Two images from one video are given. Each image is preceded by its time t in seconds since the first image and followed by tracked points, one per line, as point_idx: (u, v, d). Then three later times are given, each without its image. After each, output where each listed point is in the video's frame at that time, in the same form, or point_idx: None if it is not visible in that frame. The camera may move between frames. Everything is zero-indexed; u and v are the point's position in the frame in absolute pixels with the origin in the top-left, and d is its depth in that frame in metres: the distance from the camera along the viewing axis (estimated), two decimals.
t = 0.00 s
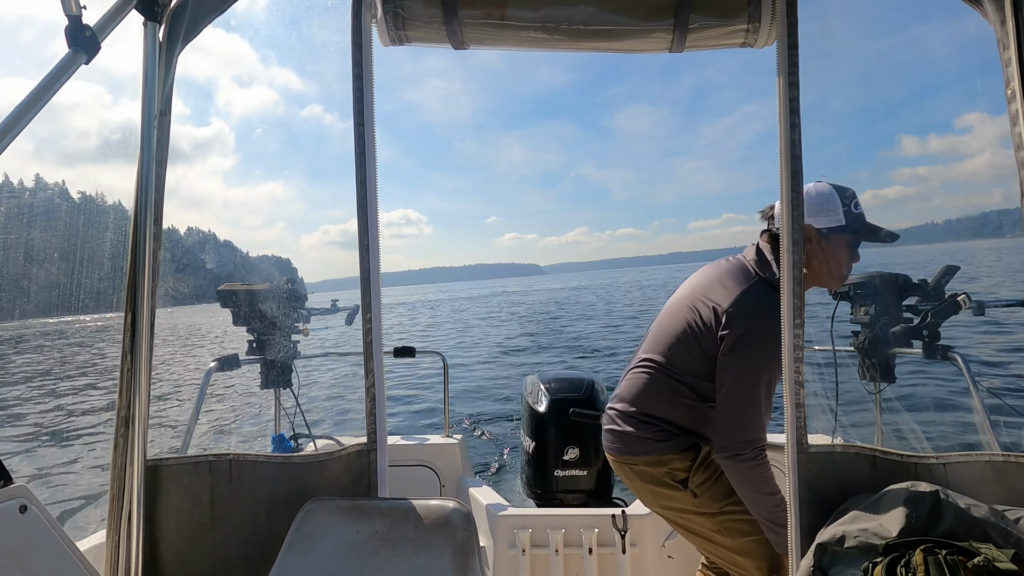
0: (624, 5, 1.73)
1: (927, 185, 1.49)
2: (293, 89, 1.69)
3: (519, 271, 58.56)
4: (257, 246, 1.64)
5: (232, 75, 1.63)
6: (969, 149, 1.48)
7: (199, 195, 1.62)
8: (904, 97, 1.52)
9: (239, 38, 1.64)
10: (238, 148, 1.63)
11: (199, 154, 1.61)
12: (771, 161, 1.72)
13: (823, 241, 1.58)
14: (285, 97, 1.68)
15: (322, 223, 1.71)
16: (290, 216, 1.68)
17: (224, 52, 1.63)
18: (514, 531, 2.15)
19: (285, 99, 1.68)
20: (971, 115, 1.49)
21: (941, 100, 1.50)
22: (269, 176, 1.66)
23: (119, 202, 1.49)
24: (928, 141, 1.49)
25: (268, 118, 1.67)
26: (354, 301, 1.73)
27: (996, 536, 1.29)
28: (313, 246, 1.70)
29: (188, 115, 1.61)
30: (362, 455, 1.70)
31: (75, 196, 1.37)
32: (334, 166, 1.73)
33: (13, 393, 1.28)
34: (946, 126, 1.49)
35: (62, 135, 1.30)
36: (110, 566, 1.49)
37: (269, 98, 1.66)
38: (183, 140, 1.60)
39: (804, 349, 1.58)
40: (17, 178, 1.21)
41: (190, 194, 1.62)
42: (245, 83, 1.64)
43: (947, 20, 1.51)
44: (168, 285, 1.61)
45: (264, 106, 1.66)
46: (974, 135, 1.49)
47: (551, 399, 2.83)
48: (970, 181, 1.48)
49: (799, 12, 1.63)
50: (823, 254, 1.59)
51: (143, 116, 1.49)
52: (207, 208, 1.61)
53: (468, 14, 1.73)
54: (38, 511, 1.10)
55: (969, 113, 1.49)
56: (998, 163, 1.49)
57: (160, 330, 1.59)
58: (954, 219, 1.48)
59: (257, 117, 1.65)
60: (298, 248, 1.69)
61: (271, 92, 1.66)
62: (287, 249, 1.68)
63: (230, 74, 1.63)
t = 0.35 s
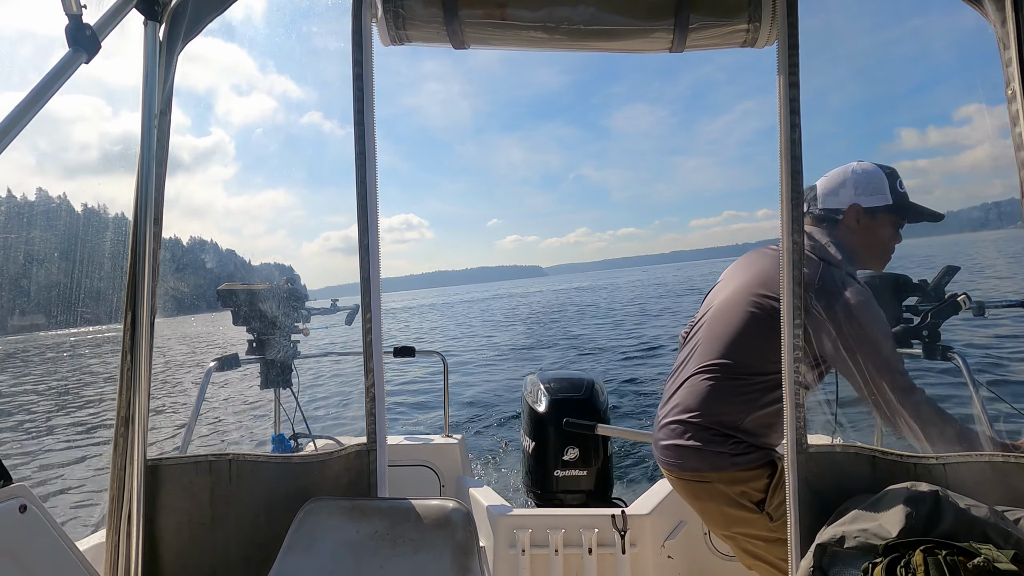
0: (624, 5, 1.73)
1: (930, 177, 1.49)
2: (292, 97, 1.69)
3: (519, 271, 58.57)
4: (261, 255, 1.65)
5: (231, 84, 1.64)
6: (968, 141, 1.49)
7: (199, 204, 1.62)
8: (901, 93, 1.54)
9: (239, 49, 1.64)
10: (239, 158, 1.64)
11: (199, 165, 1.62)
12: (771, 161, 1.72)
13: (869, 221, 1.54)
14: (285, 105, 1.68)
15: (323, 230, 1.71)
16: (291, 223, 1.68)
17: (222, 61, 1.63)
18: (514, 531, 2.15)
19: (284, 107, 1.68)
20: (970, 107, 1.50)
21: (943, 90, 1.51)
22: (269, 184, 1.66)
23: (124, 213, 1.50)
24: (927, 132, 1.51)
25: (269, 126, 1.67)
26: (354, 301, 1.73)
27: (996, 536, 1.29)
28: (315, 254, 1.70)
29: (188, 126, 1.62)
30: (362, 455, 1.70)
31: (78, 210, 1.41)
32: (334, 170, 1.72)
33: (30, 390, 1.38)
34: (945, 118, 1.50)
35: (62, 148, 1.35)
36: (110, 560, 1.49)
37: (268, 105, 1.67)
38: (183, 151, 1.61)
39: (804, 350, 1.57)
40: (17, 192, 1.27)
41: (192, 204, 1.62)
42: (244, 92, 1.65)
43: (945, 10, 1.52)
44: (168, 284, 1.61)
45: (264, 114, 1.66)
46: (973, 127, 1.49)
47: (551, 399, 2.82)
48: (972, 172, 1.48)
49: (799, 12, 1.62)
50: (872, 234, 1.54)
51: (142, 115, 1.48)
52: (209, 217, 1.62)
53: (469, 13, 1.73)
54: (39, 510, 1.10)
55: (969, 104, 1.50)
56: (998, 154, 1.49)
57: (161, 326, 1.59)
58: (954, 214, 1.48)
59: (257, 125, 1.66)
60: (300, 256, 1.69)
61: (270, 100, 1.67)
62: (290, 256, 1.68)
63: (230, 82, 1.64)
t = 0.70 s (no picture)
0: (625, 5, 1.73)
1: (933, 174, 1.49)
2: (293, 97, 1.69)
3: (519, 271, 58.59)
4: (263, 256, 1.65)
5: (233, 85, 1.64)
6: (969, 138, 1.49)
7: (201, 206, 1.62)
8: (902, 92, 1.54)
9: (240, 51, 1.64)
10: (240, 159, 1.64)
11: (200, 167, 1.62)
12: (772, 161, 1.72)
13: (944, 226, 1.49)
14: (286, 106, 1.69)
15: (324, 230, 1.71)
16: (291, 224, 1.68)
17: (223, 64, 1.63)
18: (514, 531, 2.15)
19: (285, 108, 1.69)
20: (970, 105, 1.49)
21: (942, 88, 1.51)
22: (270, 185, 1.67)
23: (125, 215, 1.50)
24: (928, 129, 1.51)
25: (270, 127, 1.67)
26: (354, 301, 1.73)
27: (996, 536, 1.29)
28: (317, 253, 1.70)
29: (188, 126, 1.61)
30: (362, 455, 1.70)
31: (81, 211, 1.41)
32: (333, 168, 1.73)
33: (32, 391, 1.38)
34: (946, 115, 1.51)
35: (64, 150, 1.34)
36: (110, 556, 1.49)
37: (270, 107, 1.67)
38: (184, 152, 1.61)
39: (803, 350, 1.60)
40: (21, 194, 1.29)
41: (193, 206, 1.62)
42: (245, 93, 1.65)
43: (945, 8, 1.52)
44: (167, 284, 1.60)
45: (266, 115, 1.67)
46: (975, 124, 1.49)
47: (551, 399, 2.83)
48: (972, 171, 1.47)
49: (799, 11, 1.63)
50: (951, 237, 1.48)
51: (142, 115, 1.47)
52: (210, 218, 1.62)
53: (469, 13, 1.73)
54: (38, 510, 1.10)
55: (971, 101, 1.49)
56: (1000, 151, 1.48)
57: (161, 325, 1.58)
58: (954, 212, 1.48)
59: (261, 127, 1.66)
60: (301, 256, 1.69)
61: (272, 101, 1.67)
62: (292, 257, 1.68)
63: (231, 84, 1.64)
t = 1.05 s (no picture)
0: (625, 5, 1.73)
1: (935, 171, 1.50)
2: (295, 94, 1.69)
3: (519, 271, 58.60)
4: (266, 252, 1.66)
5: (234, 82, 1.64)
6: (972, 136, 1.49)
7: (203, 202, 1.62)
8: (903, 92, 1.54)
9: (243, 48, 1.64)
10: (242, 154, 1.64)
11: (203, 162, 1.62)
12: (772, 161, 1.72)
13: (986, 247, 1.46)
14: (288, 102, 1.68)
15: (326, 226, 1.71)
16: (294, 220, 1.68)
17: (226, 61, 1.63)
18: (514, 531, 2.14)
19: (287, 105, 1.69)
20: (971, 104, 1.49)
21: (944, 86, 1.51)
22: (271, 181, 1.66)
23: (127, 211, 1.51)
24: (930, 128, 1.51)
25: (272, 125, 1.67)
26: (354, 300, 1.73)
27: (996, 536, 1.29)
28: (317, 249, 1.71)
29: (191, 123, 1.61)
30: (362, 455, 1.70)
31: (83, 207, 1.41)
32: (333, 167, 1.73)
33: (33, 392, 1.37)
34: (947, 114, 1.51)
35: (65, 145, 1.34)
36: (110, 556, 1.49)
37: (272, 103, 1.67)
38: (187, 148, 1.61)
39: (803, 350, 1.61)
40: (23, 189, 1.28)
41: (195, 201, 1.62)
42: (247, 90, 1.65)
43: (945, 8, 1.52)
44: (167, 284, 1.60)
45: (268, 111, 1.67)
46: (977, 122, 1.49)
47: (551, 399, 2.83)
48: (974, 169, 1.48)
49: (799, 11, 1.63)
50: (994, 256, 1.45)
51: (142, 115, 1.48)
52: (211, 214, 1.62)
53: (469, 13, 1.73)
54: (39, 510, 1.10)
55: (973, 99, 1.49)
56: (1002, 151, 1.48)
57: (161, 325, 1.58)
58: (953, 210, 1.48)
59: (265, 123, 1.66)
60: (303, 253, 1.69)
61: (273, 97, 1.67)
62: (292, 253, 1.68)
63: (233, 81, 1.63)
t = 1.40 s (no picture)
0: (625, 5, 1.72)
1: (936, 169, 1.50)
2: (296, 92, 1.70)
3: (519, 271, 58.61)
4: (268, 250, 1.66)
5: (237, 79, 1.63)
6: (974, 135, 1.48)
7: (204, 200, 1.61)
8: (904, 91, 1.54)
9: (244, 45, 1.64)
10: (245, 151, 1.64)
11: (204, 159, 1.61)
12: (772, 161, 1.72)
13: (991, 236, 1.46)
14: (289, 100, 1.69)
15: (328, 224, 1.72)
16: (296, 218, 1.69)
17: (227, 59, 1.62)
18: (514, 531, 2.14)
19: (289, 102, 1.69)
20: (973, 103, 1.49)
21: (945, 85, 1.51)
22: (273, 179, 1.67)
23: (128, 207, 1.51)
24: (931, 126, 1.51)
25: (273, 124, 1.67)
26: (354, 300, 1.73)
27: (996, 536, 1.29)
28: (319, 246, 1.71)
29: (192, 119, 1.61)
30: (362, 455, 1.71)
31: (84, 204, 1.42)
32: (334, 167, 1.73)
33: (32, 391, 1.37)
34: (948, 113, 1.51)
35: (66, 143, 1.34)
36: (110, 556, 1.49)
37: (273, 101, 1.67)
38: (189, 146, 1.60)
39: (803, 350, 1.62)
40: (24, 186, 1.28)
41: (197, 199, 1.61)
42: (249, 87, 1.64)
43: (945, 7, 1.52)
44: (167, 284, 1.60)
45: (269, 110, 1.67)
46: (979, 121, 1.48)
47: (551, 399, 2.82)
48: (975, 167, 1.48)
49: (799, 11, 1.63)
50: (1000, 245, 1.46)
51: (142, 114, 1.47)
52: (213, 212, 1.62)
53: (469, 13, 1.73)
54: (39, 510, 1.10)
55: (974, 98, 1.49)
56: (1005, 149, 1.47)
57: (161, 326, 1.58)
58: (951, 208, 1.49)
59: (267, 120, 1.66)
60: (304, 250, 1.70)
61: (275, 95, 1.67)
62: (293, 251, 1.69)
63: (235, 78, 1.63)
